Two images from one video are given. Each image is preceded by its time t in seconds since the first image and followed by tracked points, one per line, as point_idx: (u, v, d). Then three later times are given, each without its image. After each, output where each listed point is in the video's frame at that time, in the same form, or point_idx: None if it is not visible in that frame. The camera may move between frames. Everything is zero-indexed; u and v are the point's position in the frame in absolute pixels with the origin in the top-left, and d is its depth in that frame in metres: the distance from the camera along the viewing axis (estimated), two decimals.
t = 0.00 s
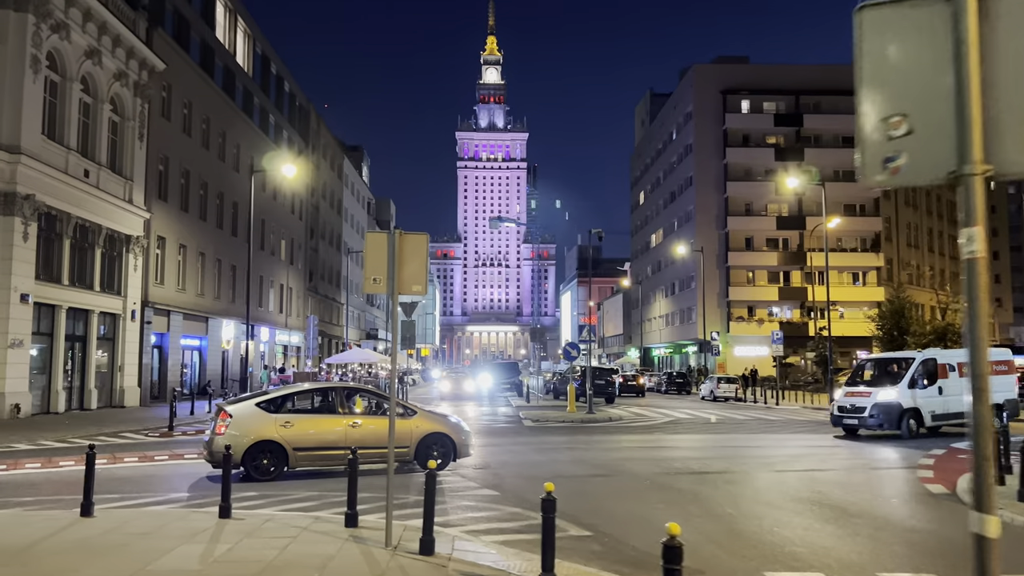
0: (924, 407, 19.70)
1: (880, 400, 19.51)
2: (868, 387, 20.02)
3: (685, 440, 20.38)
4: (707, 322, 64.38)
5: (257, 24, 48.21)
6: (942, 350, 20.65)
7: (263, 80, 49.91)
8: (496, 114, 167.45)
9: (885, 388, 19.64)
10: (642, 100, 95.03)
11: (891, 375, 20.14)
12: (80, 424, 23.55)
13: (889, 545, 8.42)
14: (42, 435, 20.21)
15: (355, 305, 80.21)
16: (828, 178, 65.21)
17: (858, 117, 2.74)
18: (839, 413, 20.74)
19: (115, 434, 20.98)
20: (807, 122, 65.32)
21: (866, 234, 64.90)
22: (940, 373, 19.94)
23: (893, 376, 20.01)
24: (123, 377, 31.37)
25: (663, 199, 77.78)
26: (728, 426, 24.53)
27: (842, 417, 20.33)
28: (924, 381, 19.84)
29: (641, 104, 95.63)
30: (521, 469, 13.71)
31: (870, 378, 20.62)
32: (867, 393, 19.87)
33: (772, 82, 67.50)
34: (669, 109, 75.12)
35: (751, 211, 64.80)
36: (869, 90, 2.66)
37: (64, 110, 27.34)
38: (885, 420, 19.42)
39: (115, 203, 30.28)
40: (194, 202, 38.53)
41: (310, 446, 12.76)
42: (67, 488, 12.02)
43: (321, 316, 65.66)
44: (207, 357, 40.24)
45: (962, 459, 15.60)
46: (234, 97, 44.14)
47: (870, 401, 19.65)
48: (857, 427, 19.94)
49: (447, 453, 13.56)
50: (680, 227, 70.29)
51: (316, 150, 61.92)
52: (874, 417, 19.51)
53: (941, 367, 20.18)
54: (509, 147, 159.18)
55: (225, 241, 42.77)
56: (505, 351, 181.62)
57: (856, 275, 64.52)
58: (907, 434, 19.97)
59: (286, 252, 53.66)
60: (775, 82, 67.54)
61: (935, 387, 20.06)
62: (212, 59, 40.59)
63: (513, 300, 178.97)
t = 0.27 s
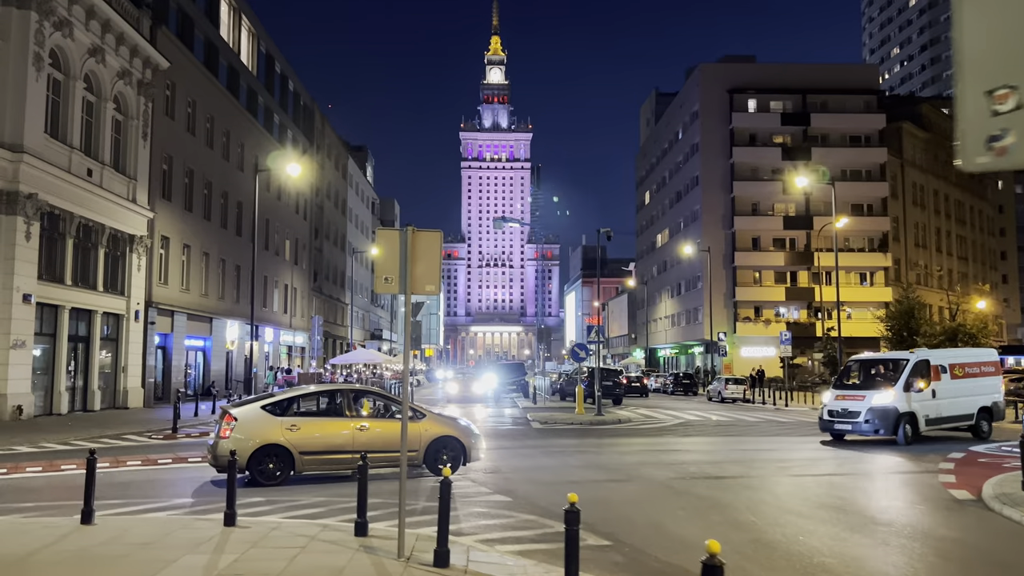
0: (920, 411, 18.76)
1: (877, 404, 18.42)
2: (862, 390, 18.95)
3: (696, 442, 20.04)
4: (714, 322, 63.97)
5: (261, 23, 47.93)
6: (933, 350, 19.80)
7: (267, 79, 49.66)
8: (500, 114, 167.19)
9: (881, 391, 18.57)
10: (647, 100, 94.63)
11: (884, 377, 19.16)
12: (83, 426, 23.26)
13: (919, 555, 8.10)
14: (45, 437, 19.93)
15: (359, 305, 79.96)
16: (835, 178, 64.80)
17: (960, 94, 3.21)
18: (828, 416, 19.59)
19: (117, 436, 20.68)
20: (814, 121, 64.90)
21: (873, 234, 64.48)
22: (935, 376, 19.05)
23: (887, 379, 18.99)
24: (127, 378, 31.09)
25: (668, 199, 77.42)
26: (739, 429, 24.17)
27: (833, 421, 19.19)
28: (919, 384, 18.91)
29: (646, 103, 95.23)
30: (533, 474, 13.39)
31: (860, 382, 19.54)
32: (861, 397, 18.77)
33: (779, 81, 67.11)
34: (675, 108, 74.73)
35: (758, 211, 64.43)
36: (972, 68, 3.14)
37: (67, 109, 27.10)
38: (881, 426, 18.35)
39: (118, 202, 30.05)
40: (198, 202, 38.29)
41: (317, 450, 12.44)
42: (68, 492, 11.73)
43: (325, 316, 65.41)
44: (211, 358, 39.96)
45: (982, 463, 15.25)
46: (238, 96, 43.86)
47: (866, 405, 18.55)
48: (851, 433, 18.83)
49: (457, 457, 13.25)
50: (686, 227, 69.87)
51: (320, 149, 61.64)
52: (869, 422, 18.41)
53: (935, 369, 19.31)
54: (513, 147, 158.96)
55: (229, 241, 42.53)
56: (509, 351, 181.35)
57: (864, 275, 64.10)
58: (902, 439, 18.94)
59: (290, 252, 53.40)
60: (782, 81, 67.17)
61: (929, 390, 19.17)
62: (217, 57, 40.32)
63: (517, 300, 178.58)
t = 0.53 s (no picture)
0: (919, 415, 17.69)
1: (877, 408, 17.24)
2: (859, 392, 17.78)
3: (707, 444, 19.68)
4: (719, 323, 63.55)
5: (264, 22, 47.69)
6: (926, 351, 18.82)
7: (270, 78, 49.42)
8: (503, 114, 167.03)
9: (880, 394, 17.41)
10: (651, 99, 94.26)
11: (880, 379, 18.09)
12: (83, 427, 22.97)
13: (952, 565, 7.75)
14: (45, 438, 19.61)
15: (363, 306, 79.73)
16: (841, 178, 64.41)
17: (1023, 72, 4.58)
18: (820, 420, 18.41)
19: (119, 438, 20.38)
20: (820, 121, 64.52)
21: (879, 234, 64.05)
22: (932, 378, 18.08)
23: (885, 381, 17.88)
24: (129, 379, 30.81)
25: (673, 198, 77.02)
26: (749, 430, 23.80)
27: (827, 426, 18.01)
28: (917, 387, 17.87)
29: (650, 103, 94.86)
30: (543, 478, 13.05)
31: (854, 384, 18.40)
32: (858, 401, 17.58)
33: (785, 80, 66.74)
34: (679, 107, 74.37)
35: (763, 211, 64.06)
36: None
37: (68, 107, 26.84)
38: (882, 431, 17.19)
39: (120, 201, 29.77)
40: (201, 201, 38.05)
41: (322, 453, 12.14)
42: (67, 496, 11.40)
43: (328, 316, 65.16)
44: (213, 359, 39.68)
45: (1002, 468, 14.87)
46: (241, 95, 43.61)
47: (866, 409, 17.35)
48: (847, 439, 17.62)
49: (465, 459, 12.93)
50: (691, 226, 69.50)
51: (323, 148, 61.40)
52: (869, 427, 17.22)
53: (930, 370, 18.35)
54: (516, 147, 158.84)
55: (232, 241, 42.26)
56: (512, 352, 181.06)
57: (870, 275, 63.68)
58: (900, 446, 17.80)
59: (293, 252, 53.14)
60: (787, 80, 66.78)
61: (926, 392, 18.16)
62: (219, 55, 40.06)
63: (520, 301, 178.29)
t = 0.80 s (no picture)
0: (920, 420, 16.63)
1: (881, 411, 16.08)
2: (859, 395, 16.61)
3: (718, 446, 19.31)
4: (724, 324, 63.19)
5: (266, 20, 47.40)
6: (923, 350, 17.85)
7: (272, 77, 49.13)
8: (505, 115, 166.90)
9: (882, 397, 16.27)
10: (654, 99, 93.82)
11: (878, 381, 17.02)
12: (83, 428, 22.67)
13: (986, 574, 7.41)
14: (44, 440, 19.29)
15: (365, 306, 79.46)
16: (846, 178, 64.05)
17: None
18: (815, 424, 17.19)
19: (118, 440, 20.05)
20: (825, 120, 64.17)
21: (885, 234, 63.66)
22: (930, 379, 17.10)
23: (886, 383, 16.79)
24: (129, 379, 30.50)
25: (676, 198, 76.68)
26: (760, 432, 23.39)
27: (825, 431, 16.78)
28: (918, 389, 16.83)
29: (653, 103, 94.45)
30: (552, 481, 12.74)
31: (851, 386, 17.26)
32: (858, 404, 16.42)
33: (789, 79, 66.40)
34: (683, 106, 74.02)
35: (768, 211, 63.71)
36: None
37: (69, 104, 26.57)
38: (885, 437, 16.01)
39: (121, 200, 29.45)
40: (203, 200, 37.78)
41: (326, 455, 11.82)
42: (64, 499, 11.09)
43: (331, 317, 64.88)
44: (215, 359, 39.38)
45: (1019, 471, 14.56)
46: (243, 93, 43.33)
47: (868, 412, 16.18)
48: (844, 445, 16.46)
49: (472, 462, 12.61)
50: (695, 226, 69.13)
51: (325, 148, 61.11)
52: (872, 432, 16.03)
53: (929, 371, 17.36)
54: (517, 148, 158.62)
55: (234, 240, 41.98)
56: (514, 353, 181.10)
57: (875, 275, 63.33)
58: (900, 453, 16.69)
59: (295, 252, 52.83)
60: (792, 79, 66.46)
61: (926, 394, 17.15)
62: (221, 53, 39.76)
63: (522, 301, 177.97)
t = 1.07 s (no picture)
0: (926, 427, 15.26)
1: (890, 419, 14.59)
2: (863, 400, 15.10)
3: (728, 450, 18.95)
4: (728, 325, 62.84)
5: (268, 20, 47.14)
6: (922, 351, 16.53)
7: (275, 77, 48.86)
8: (507, 116, 166.70)
9: (889, 403, 14.79)
10: (657, 99, 93.49)
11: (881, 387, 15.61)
12: (83, 431, 22.36)
13: None
14: (43, 443, 18.98)
15: (367, 307, 79.14)
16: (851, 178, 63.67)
17: None
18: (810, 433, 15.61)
19: (117, 444, 19.70)
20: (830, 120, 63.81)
21: (890, 235, 63.27)
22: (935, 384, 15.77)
23: (891, 389, 15.34)
24: (131, 382, 30.20)
25: (680, 199, 76.31)
26: (769, 435, 23.00)
27: (824, 440, 15.19)
28: (923, 394, 15.47)
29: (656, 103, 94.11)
30: (562, 487, 12.40)
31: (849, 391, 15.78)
32: (861, 411, 14.91)
33: (794, 79, 66.05)
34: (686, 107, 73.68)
35: (772, 211, 63.35)
36: None
37: (69, 103, 26.28)
38: (892, 447, 14.55)
39: (121, 200, 29.11)
40: (204, 200, 37.49)
41: (329, 461, 11.47)
42: (61, 507, 10.76)
43: (332, 318, 64.59)
44: (217, 361, 39.08)
45: None
46: (245, 93, 43.05)
47: (876, 420, 14.66)
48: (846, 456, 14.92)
49: (480, 467, 12.28)
50: (699, 227, 68.79)
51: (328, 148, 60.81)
52: (879, 442, 14.54)
53: (931, 375, 16.04)
54: (519, 149, 158.41)
55: (236, 241, 41.68)
56: (516, 354, 180.80)
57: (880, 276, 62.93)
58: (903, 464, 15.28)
59: (297, 253, 52.51)
60: (796, 79, 66.10)
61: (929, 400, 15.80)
62: (223, 53, 39.48)
63: (524, 303, 177.67)
